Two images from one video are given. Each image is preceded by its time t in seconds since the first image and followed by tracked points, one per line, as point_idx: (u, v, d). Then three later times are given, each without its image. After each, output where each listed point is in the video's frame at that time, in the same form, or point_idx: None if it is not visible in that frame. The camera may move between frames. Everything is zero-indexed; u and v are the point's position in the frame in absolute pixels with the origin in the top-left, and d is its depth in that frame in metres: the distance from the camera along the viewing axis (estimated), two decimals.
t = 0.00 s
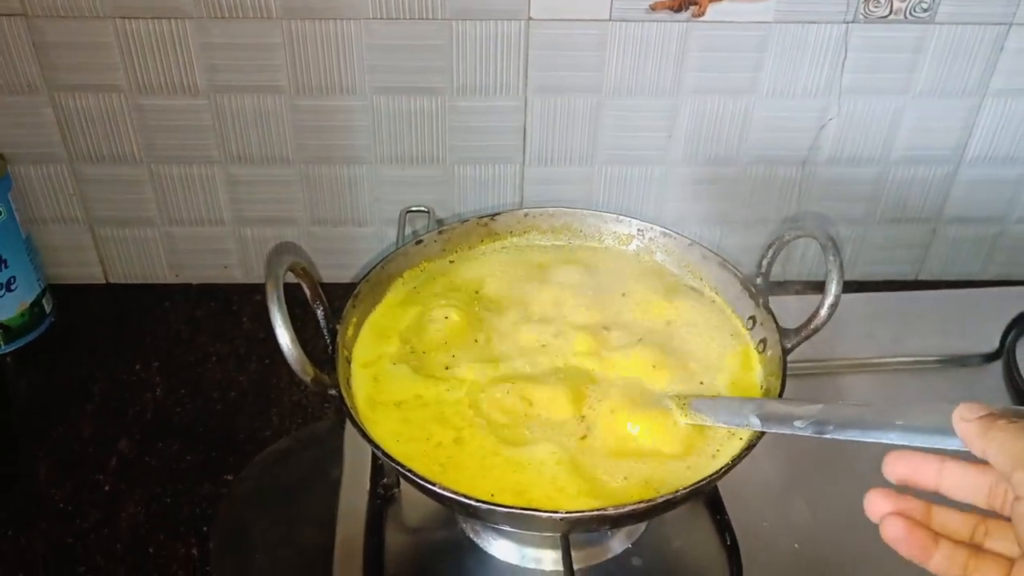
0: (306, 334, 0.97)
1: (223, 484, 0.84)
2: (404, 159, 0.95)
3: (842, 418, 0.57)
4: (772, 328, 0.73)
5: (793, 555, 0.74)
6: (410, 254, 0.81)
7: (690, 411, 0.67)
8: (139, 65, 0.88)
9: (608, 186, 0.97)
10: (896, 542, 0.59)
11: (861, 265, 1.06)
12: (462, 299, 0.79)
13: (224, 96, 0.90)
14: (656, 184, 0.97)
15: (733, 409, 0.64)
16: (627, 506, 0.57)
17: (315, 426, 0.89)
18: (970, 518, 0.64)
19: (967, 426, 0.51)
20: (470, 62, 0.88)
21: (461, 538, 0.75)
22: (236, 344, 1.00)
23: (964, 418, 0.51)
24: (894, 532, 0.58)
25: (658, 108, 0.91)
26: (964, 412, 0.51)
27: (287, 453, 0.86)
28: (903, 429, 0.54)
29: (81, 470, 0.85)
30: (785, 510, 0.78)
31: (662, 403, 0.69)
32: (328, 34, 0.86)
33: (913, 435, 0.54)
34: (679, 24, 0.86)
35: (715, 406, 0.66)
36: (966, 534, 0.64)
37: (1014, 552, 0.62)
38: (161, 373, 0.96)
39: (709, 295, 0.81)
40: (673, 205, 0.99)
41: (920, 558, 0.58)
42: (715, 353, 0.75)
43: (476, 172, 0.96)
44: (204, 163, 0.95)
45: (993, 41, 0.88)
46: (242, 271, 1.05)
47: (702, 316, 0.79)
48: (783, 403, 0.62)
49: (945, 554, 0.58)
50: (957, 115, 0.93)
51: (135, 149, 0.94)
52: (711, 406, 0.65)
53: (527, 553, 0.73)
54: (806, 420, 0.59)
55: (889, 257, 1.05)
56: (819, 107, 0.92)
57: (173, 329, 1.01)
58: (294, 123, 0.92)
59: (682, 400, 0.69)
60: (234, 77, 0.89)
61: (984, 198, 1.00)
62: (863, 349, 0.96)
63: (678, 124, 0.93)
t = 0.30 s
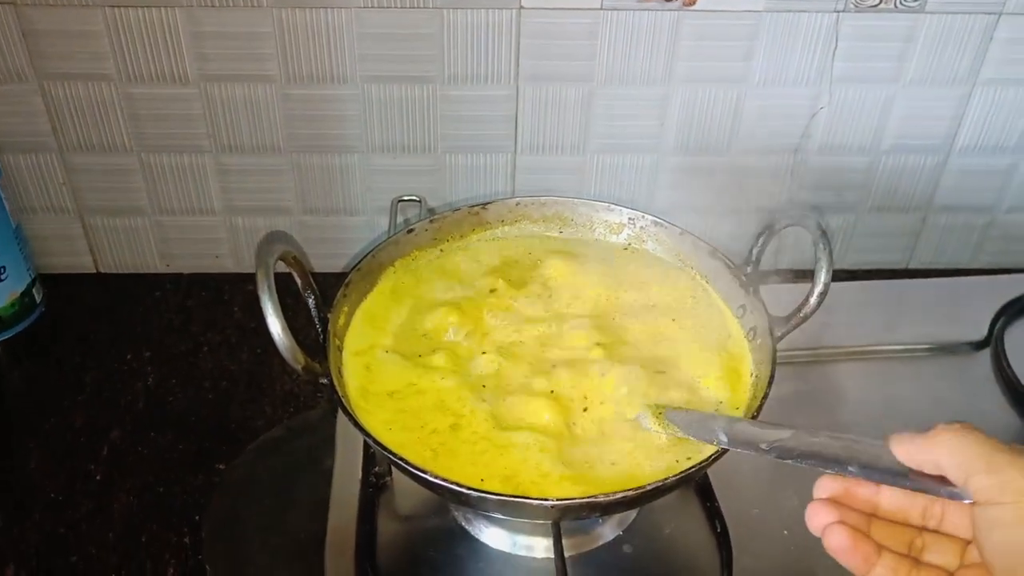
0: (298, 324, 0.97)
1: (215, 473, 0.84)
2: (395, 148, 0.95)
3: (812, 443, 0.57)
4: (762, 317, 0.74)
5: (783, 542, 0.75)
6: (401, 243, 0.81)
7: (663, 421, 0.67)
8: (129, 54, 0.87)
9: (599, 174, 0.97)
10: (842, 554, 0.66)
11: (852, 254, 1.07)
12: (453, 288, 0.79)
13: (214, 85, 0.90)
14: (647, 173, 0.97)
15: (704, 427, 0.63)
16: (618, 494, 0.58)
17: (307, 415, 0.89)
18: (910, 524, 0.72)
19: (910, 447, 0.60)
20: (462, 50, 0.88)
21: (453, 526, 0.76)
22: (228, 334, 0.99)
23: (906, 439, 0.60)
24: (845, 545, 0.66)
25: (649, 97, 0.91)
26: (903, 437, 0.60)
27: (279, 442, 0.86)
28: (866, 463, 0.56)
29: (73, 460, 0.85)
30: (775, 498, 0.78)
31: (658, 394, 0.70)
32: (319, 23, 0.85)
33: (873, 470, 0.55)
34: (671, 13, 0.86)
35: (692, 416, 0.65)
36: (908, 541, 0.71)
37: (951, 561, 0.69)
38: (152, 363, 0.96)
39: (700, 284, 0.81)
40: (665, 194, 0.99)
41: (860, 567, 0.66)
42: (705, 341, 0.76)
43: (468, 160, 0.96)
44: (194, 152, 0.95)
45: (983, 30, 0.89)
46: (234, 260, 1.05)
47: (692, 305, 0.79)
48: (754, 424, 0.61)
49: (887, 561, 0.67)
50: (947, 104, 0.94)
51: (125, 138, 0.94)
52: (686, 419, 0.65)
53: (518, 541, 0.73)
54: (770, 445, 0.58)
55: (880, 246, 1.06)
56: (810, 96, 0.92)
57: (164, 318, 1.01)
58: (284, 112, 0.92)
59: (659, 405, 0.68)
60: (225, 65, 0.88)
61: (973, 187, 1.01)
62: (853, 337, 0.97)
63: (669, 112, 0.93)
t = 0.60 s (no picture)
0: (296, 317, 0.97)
1: (212, 466, 0.84)
2: (393, 141, 0.95)
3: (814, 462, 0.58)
4: (762, 314, 0.74)
5: (779, 537, 0.75)
6: (400, 236, 0.81)
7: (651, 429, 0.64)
8: (125, 44, 0.87)
9: (596, 169, 0.98)
10: (844, 532, 0.52)
11: (846, 250, 1.07)
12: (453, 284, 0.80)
13: (211, 76, 0.89)
14: (644, 168, 0.98)
15: (696, 439, 0.61)
16: (619, 489, 0.58)
17: (304, 408, 0.89)
18: (913, 531, 0.63)
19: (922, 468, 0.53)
20: (460, 44, 0.87)
21: (451, 520, 0.76)
22: (224, 326, 0.99)
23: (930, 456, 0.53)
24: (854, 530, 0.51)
25: (647, 93, 0.92)
26: (925, 454, 0.53)
27: (276, 435, 0.86)
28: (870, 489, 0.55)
29: (68, 452, 0.85)
30: (771, 493, 0.79)
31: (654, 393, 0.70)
32: (316, 15, 0.85)
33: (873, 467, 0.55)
34: (669, 8, 0.86)
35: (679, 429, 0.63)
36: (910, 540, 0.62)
37: (951, 570, 0.59)
38: (148, 355, 0.95)
39: (698, 279, 0.81)
40: (661, 189, 1.00)
41: (858, 549, 0.52)
42: (703, 337, 0.76)
43: (466, 154, 0.96)
44: (190, 143, 0.94)
45: (979, 29, 0.89)
46: (229, 253, 1.04)
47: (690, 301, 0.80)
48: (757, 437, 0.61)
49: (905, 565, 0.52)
50: (942, 102, 0.94)
51: (119, 129, 0.93)
52: (675, 430, 0.63)
53: (515, 534, 0.73)
54: (769, 463, 0.58)
55: (874, 243, 1.07)
56: (806, 92, 0.92)
57: (160, 310, 1.01)
58: (281, 104, 0.91)
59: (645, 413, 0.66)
60: (222, 56, 0.88)
61: (967, 185, 1.02)
62: (847, 332, 0.97)
63: (667, 107, 0.93)
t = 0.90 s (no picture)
0: (291, 313, 0.96)
1: (204, 461, 0.84)
2: (390, 136, 0.94)
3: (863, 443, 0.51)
4: (759, 315, 0.74)
5: (774, 539, 0.75)
6: (397, 234, 0.81)
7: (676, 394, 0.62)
8: (121, 35, 0.86)
9: (594, 166, 0.97)
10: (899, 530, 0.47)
11: (843, 251, 1.07)
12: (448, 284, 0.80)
13: (207, 68, 0.89)
14: (642, 165, 0.97)
15: (729, 407, 0.58)
16: (614, 492, 0.58)
17: (297, 403, 0.88)
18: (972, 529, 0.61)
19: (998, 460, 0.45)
20: (459, 38, 0.87)
21: (444, 518, 0.75)
22: (218, 320, 0.99)
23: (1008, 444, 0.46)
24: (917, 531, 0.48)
25: (646, 90, 0.91)
26: (1001, 443, 0.46)
27: (269, 431, 0.85)
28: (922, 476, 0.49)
29: (59, 445, 0.84)
30: (766, 494, 0.79)
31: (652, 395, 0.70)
32: (314, 7, 0.84)
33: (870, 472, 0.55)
34: (670, 5, 0.85)
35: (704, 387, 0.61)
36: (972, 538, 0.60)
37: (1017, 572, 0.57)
38: (141, 348, 0.95)
39: (695, 280, 0.81)
40: (659, 188, 0.99)
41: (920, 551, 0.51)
42: (699, 340, 0.76)
43: (463, 150, 0.96)
44: (186, 136, 0.94)
45: (981, 30, 0.89)
46: (223, 246, 1.04)
47: (687, 304, 0.79)
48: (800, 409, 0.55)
49: (948, 555, 0.51)
50: (943, 103, 0.94)
51: (114, 120, 0.92)
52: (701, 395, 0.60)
53: (509, 534, 0.73)
54: (815, 443, 0.52)
55: (871, 243, 1.06)
56: (806, 92, 0.92)
57: (153, 303, 1.00)
58: (278, 97, 0.91)
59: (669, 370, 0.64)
60: (219, 48, 0.87)
61: (966, 186, 1.01)
62: (844, 333, 0.97)
63: (666, 105, 0.92)
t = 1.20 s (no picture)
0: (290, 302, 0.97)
1: (204, 449, 0.84)
2: (390, 126, 0.94)
3: (922, 363, 0.50)
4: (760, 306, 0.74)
5: (772, 529, 0.76)
6: (398, 224, 0.81)
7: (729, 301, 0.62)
8: (121, 23, 0.86)
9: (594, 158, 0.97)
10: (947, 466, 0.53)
11: (841, 243, 1.07)
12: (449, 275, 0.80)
13: (208, 57, 0.88)
14: (642, 156, 0.97)
15: (784, 316, 0.57)
16: (615, 480, 0.58)
17: (297, 392, 0.89)
18: None
19: None
20: (460, 29, 0.87)
21: (444, 507, 0.76)
22: (217, 309, 0.99)
23: None
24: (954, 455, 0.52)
25: (647, 81, 0.91)
26: None
27: (269, 419, 0.85)
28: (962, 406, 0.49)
29: (59, 433, 0.84)
30: (764, 484, 0.79)
31: (644, 385, 0.70)
32: None
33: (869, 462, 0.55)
34: None
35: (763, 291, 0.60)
36: None
37: None
38: (140, 337, 0.95)
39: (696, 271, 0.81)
40: (658, 180, 0.99)
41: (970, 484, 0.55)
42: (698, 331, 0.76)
43: (462, 140, 0.96)
44: (185, 124, 0.94)
45: (981, 23, 0.89)
46: (223, 235, 1.04)
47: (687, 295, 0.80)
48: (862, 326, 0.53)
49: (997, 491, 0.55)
50: (943, 96, 0.94)
51: (114, 108, 0.92)
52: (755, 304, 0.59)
53: (509, 523, 0.73)
54: (870, 363, 0.52)
55: (869, 236, 1.07)
56: (806, 84, 0.92)
57: (153, 292, 1.00)
58: (278, 86, 0.91)
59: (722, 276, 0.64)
60: (219, 37, 0.87)
61: (965, 178, 1.02)
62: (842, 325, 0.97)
63: (666, 96, 0.92)
